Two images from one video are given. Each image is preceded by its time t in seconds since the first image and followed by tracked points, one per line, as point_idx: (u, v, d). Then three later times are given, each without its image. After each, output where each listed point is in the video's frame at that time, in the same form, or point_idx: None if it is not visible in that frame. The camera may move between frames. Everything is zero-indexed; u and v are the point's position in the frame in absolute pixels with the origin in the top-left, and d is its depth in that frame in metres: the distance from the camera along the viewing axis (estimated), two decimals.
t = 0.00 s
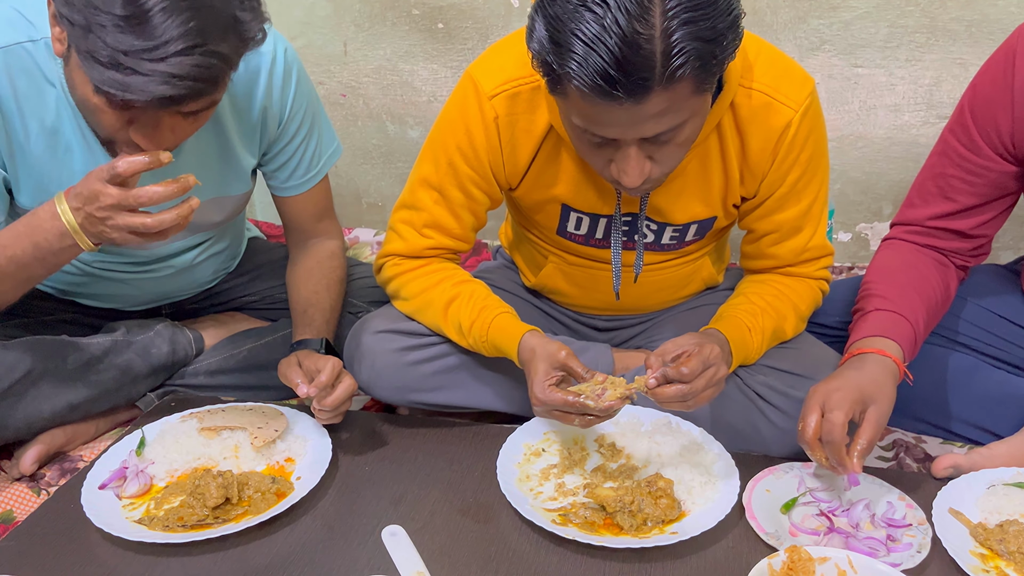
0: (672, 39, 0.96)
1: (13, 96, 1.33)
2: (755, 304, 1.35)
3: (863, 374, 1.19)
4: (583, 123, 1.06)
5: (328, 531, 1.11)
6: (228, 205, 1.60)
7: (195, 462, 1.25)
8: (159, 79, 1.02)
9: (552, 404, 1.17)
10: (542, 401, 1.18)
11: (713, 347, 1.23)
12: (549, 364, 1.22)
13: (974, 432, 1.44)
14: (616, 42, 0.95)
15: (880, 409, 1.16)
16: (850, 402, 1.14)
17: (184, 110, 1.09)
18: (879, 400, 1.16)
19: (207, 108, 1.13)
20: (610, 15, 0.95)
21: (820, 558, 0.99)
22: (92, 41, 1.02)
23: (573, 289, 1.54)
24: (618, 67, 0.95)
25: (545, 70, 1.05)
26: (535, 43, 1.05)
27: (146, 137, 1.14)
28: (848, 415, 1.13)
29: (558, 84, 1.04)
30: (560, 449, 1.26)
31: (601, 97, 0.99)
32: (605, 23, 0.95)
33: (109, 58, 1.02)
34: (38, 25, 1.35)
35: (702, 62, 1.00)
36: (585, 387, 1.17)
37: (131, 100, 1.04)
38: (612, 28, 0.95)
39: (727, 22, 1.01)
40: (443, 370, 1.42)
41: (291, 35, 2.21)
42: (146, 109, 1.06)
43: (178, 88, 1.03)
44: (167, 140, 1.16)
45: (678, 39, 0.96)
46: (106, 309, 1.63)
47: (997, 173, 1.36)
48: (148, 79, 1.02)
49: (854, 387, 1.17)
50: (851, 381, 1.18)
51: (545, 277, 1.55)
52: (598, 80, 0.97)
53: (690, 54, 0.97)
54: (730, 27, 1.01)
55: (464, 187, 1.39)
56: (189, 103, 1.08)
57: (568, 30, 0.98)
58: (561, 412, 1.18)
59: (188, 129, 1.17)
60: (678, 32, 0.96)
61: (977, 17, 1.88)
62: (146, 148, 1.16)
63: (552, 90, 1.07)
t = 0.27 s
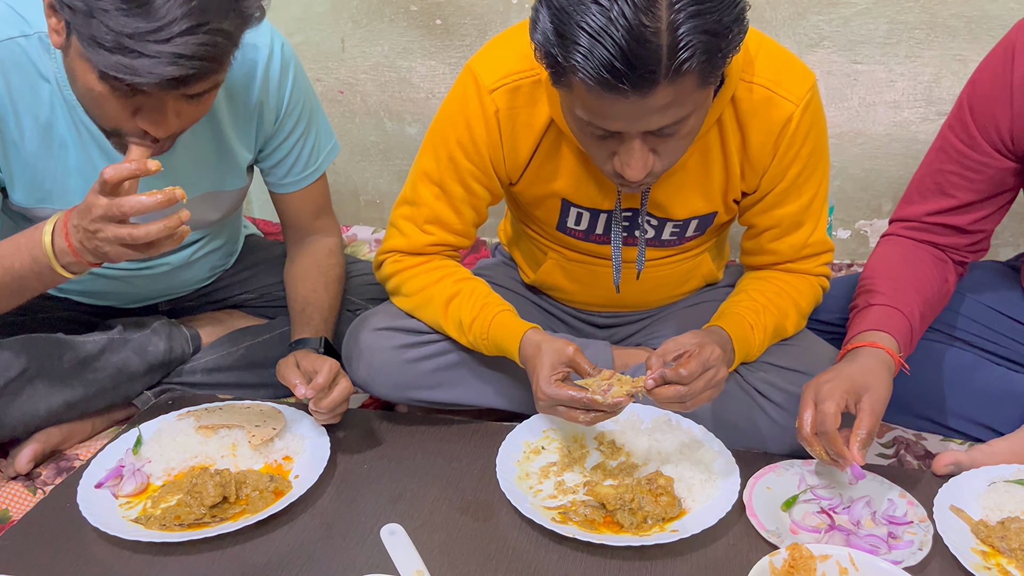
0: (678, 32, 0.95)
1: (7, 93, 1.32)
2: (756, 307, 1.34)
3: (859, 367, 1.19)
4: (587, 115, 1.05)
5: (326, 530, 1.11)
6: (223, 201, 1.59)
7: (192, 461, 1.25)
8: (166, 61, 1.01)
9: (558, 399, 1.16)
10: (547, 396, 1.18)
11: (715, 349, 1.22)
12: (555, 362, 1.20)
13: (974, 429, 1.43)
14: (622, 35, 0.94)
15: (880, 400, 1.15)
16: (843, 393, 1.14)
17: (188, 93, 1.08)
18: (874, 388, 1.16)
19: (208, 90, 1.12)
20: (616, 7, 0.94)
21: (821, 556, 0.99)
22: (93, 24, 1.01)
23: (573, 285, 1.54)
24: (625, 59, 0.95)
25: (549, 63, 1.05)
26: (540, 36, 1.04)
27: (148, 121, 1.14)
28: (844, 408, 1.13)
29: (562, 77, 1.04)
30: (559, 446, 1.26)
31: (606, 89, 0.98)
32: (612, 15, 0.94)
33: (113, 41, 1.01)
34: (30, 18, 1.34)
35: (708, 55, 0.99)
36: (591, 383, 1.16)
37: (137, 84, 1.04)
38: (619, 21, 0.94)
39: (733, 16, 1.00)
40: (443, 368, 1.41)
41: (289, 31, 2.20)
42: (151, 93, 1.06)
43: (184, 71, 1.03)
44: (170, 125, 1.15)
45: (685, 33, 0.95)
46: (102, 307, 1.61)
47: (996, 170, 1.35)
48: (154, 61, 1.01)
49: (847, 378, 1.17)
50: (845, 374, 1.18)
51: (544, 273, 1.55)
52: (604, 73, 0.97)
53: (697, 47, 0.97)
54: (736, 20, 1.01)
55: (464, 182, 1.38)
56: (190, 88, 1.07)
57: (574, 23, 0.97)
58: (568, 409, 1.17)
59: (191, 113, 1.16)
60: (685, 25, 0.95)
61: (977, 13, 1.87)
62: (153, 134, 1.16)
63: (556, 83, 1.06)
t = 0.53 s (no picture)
0: (684, 29, 0.95)
1: (6, 91, 1.32)
2: (759, 303, 1.34)
3: (859, 371, 1.19)
4: (590, 115, 1.05)
5: (324, 532, 1.10)
6: (220, 200, 1.58)
7: (190, 463, 1.24)
8: (172, 33, 1.05)
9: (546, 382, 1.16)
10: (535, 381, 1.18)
11: (730, 352, 1.21)
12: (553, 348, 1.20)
13: (973, 429, 1.43)
14: (628, 32, 0.94)
15: (879, 404, 1.15)
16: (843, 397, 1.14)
17: (194, 67, 1.12)
18: (872, 393, 1.16)
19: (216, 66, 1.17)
20: (622, 4, 0.93)
21: (821, 558, 0.98)
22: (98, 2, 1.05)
23: (571, 286, 1.53)
24: (630, 56, 0.94)
25: (552, 61, 1.04)
26: (543, 33, 1.03)
27: (154, 100, 1.15)
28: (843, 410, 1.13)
29: (566, 75, 1.03)
30: (558, 448, 1.25)
31: (611, 85, 0.98)
32: (618, 12, 0.94)
33: (119, 17, 1.05)
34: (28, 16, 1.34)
35: (713, 54, 0.99)
36: (587, 366, 1.15)
37: (145, 56, 1.06)
38: (625, 17, 0.93)
39: (738, 12, 0.99)
40: (441, 369, 1.41)
41: (286, 31, 2.19)
42: (158, 67, 1.09)
43: (190, 41, 1.06)
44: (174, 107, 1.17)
45: (690, 30, 0.95)
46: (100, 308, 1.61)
47: (997, 170, 1.35)
48: (160, 32, 1.05)
49: (845, 383, 1.17)
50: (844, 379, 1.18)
51: (542, 275, 1.54)
52: (609, 70, 0.96)
53: (702, 45, 0.96)
54: (741, 17, 1.00)
55: (462, 185, 1.38)
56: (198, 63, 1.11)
57: (579, 20, 0.97)
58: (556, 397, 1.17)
59: (198, 88, 1.19)
60: (690, 22, 0.95)
61: (975, 13, 1.87)
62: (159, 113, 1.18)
63: (560, 81, 1.06)
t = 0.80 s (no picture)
0: (709, 61, 0.95)
1: (13, 86, 1.32)
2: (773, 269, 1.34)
3: (863, 366, 1.19)
4: (604, 137, 1.05)
5: (331, 526, 1.11)
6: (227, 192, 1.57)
7: (196, 457, 1.24)
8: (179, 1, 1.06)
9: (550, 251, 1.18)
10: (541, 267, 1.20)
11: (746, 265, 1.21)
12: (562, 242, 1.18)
13: (977, 425, 1.43)
14: (655, 57, 0.93)
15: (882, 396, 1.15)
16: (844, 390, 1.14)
17: (203, 45, 1.13)
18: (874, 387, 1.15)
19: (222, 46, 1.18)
20: (652, 29, 0.93)
21: (827, 552, 0.99)
22: None
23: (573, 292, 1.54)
24: (655, 81, 0.94)
25: (571, 80, 1.03)
26: (563, 52, 1.03)
27: (165, 82, 1.16)
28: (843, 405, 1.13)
29: (584, 96, 1.03)
30: (563, 444, 1.26)
31: (633, 110, 0.97)
32: (646, 36, 0.93)
33: None
34: (35, 12, 1.35)
35: (735, 87, 0.99)
36: (587, 238, 1.18)
37: (154, 29, 1.08)
38: (654, 43, 0.93)
39: (760, 50, 1.00)
40: (446, 364, 1.42)
41: (289, 28, 2.20)
42: (166, 41, 1.10)
43: (199, 10, 1.07)
44: (190, 90, 1.18)
45: (715, 62, 0.95)
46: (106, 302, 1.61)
47: (1002, 166, 1.36)
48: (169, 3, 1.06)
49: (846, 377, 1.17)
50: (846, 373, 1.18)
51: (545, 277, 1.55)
52: (633, 93, 0.96)
53: (725, 78, 0.96)
54: (762, 55, 1.01)
55: (462, 198, 1.39)
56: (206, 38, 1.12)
57: (605, 41, 0.96)
58: (559, 271, 1.19)
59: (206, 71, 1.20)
60: (716, 53, 0.95)
61: (978, 9, 1.87)
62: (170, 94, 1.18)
63: (577, 102, 1.05)
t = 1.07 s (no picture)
0: (698, 104, 0.95)
1: (15, 86, 1.33)
2: (767, 267, 1.35)
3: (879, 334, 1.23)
4: (596, 169, 1.06)
5: (332, 520, 1.11)
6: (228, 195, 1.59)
7: (199, 451, 1.25)
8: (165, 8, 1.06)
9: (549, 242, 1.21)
10: (540, 252, 1.22)
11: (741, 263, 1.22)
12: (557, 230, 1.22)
13: (976, 421, 1.44)
14: (643, 103, 0.94)
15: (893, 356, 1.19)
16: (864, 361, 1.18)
17: (193, 54, 1.13)
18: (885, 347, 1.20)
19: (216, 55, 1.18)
20: (640, 75, 0.93)
21: (824, 546, 0.99)
22: None
23: (572, 295, 1.54)
24: (643, 127, 0.95)
25: (563, 113, 1.04)
26: (555, 82, 1.04)
27: (155, 90, 1.16)
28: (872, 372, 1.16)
29: (575, 130, 1.04)
30: (562, 439, 1.26)
31: (620, 151, 0.99)
32: (634, 82, 0.94)
33: None
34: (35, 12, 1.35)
35: (724, 126, 0.99)
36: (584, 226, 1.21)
37: (140, 35, 1.08)
38: (639, 88, 0.93)
39: (751, 85, 1.00)
40: (448, 361, 1.42)
41: (292, 25, 2.20)
42: (155, 49, 1.10)
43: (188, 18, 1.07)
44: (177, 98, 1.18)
45: (705, 106, 0.95)
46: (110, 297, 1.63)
47: (997, 165, 1.36)
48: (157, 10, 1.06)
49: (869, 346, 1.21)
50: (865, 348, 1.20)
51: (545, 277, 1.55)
52: (621, 136, 0.97)
53: (715, 119, 0.97)
54: (753, 89, 1.01)
55: (462, 200, 1.41)
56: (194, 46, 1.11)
57: (593, 82, 0.97)
58: (557, 255, 1.21)
59: (195, 79, 1.20)
60: (706, 97, 0.95)
61: (979, 7, 1.88)
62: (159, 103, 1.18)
63: (569, 132, 1.06)
